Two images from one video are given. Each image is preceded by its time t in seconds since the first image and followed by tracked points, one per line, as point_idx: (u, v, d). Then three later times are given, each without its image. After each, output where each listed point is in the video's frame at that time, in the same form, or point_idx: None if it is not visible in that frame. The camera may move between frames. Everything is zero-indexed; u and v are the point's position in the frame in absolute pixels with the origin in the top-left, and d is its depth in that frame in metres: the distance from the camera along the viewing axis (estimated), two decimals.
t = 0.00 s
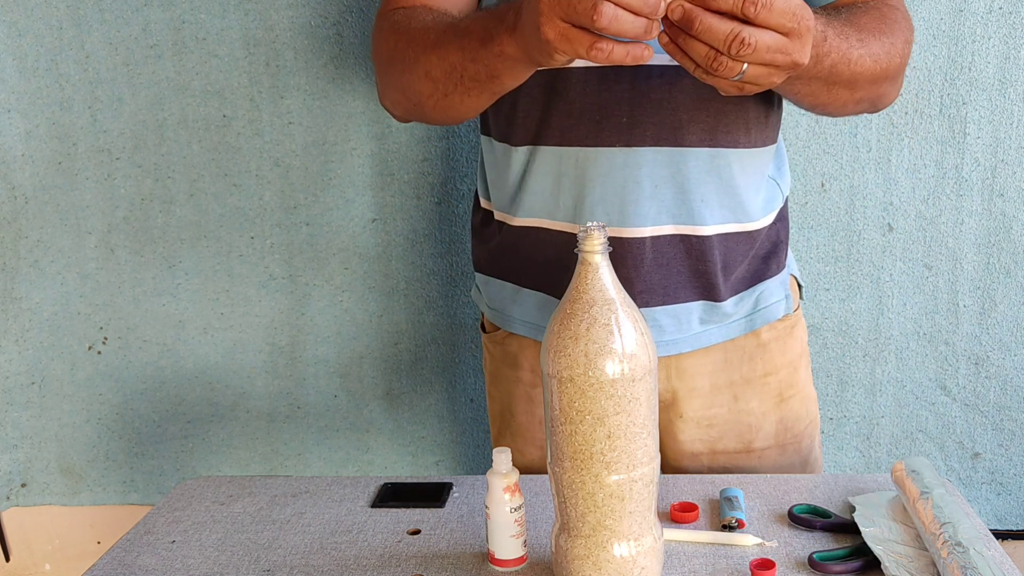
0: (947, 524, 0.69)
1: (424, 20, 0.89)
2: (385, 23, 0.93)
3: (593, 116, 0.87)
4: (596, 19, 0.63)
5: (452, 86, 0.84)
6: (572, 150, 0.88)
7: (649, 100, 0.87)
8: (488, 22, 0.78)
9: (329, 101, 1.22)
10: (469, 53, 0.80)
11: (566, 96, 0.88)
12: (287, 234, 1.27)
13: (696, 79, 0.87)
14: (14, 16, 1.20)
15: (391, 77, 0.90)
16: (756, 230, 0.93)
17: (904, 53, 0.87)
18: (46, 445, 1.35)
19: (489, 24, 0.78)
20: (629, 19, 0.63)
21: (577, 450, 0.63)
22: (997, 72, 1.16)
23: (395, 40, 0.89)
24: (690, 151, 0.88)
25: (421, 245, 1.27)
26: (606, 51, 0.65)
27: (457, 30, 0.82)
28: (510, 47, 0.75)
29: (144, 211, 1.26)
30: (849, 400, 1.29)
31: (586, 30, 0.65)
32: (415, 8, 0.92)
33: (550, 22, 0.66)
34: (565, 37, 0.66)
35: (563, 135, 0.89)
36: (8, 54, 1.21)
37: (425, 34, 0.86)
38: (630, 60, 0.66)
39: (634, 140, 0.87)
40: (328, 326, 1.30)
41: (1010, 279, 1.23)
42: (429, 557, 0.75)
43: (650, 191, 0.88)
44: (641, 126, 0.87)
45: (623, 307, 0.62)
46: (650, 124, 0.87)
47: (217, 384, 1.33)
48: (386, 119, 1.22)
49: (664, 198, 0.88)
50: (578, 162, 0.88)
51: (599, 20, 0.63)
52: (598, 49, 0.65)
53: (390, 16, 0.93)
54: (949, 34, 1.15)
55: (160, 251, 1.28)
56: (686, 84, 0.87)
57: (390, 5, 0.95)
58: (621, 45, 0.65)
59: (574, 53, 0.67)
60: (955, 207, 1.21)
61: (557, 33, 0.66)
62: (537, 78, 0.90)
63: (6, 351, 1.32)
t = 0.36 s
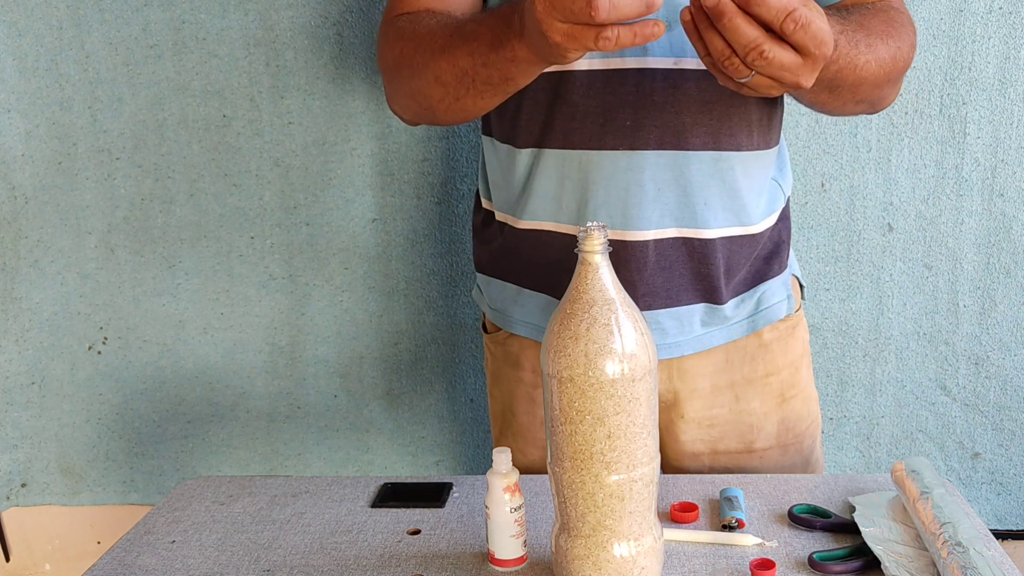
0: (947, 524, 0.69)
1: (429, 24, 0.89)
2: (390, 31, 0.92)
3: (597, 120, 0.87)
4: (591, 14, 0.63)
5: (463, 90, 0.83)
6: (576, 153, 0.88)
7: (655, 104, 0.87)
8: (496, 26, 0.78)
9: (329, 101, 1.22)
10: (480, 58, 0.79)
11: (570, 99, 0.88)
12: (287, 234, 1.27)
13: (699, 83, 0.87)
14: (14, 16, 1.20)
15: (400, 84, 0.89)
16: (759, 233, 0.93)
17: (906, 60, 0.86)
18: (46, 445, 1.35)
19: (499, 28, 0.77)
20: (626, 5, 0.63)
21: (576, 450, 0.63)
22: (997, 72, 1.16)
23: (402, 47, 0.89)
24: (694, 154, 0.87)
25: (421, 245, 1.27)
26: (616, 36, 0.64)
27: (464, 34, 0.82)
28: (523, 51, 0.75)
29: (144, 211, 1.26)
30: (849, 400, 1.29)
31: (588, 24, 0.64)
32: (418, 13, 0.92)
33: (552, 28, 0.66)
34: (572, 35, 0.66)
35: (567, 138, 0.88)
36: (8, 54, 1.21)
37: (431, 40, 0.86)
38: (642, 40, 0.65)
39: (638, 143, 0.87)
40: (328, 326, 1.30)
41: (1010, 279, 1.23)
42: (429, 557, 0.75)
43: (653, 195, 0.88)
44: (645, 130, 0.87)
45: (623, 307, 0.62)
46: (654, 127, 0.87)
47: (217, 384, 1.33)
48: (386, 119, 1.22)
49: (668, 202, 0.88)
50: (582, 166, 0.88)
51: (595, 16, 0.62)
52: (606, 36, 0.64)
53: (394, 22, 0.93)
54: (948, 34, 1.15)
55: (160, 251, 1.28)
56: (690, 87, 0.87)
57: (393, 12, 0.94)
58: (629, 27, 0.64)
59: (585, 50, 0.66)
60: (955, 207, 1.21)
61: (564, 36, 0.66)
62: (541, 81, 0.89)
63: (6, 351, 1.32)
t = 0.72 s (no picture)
0: (947, 524, 0.69)
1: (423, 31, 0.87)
2: (385, 35, 0.91)
3: (593, 125, 0.87)
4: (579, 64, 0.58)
5: (452, 101, 0.82)
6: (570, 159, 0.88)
7: (651, 109, 0.86)
8: (478, 41, 0.76)
9: (329, 101, 1.22)
10: (467, 75, 0.78)
11: (566, 104, 0.87)
12: (287, 234, 1.27)
13: (695, 89, 0.86)
14: (14, 16, 1.20)
15: (395, 90, 0.89)
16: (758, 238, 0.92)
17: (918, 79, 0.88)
18: (46, 445, 1.35)
19: (481, 44, 0.75)
20: (609, 51, 0.59)
21: (577, 450, 0.63)
22: (997, 72, 1.16)
23: (393, 53, 0.87)
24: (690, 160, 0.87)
25: (421, 245, 1.27)
26: (602, 81, 0.60)
27: (451, 47, 0.80)
28: (506, 74, 0.73)
29: (144, 211, 1.26)
30: (849, 400, 1.29)
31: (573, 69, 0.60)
32: (414, 19, 0.90)
33: (539, 74, 0.62)
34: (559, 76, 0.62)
35: (563, 143, 0.88)
36: (8, 54, 1.21)
37: (421, 50, 0.84)
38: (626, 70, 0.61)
39: (634, 149, 0.87)
40: (328, 326, 1.30)
41: (1010, 279, 1.23)
42: (429, 557, 0.75)
43: (649, 201, 0.88)
44: (641, 136, 0.87)
45: (623, 307, 0.62)
46: (650, 133, 0.87)
47: (217, 384, 1.33)
48: (386, 119, 1.22)
49: (665, 208, 0.88)
50: (578, 173, 0.88)
51: (582, 65, 0.58)
52: (595, 83, 0.60)
53: (390, 27, 0.91)
54: (949, 34, 1.15)
55: (160, 251, 1.28)
56: (686, 94, 0.86)
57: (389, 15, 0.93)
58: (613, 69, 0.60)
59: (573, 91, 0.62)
60: (955, 207, 1.21)
61: (551, 81, 0.62)
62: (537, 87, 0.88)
63: (6, 351, 1.32)
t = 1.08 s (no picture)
0: (947, 524, 0.69)
1: (456, 43, 0.87)
2: (409, 43, 0.89)
3: (601, 128, 0.87)
4: (642, 72, 0.65)
5: (490, 111, 0.82)
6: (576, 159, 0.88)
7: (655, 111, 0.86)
8: (540, 55, 0.78)
9: (329, 101, 1.22)
10: (515, 84, 0.79)
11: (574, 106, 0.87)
12: (287, 234, 1.27)
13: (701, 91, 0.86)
14: (14, 16, 1.20)
15: (421, 96, 0.88)
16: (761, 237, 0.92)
17: (895, 75, 0.88)
18: (46, 445, 1.35)
19: (544, 59, 0.78)
20: (672, 76, 0.66)
21: (576, 450, 0.63)
22: (997, 72, 1.16)
23: (427, 61, 0.87)
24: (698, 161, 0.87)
25: (421, 245, 1.27)
26: (646, 101, 0.67)
27: (503, 58, 0.81)
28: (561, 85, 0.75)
29: (144, 211, 1.26)
30: (849, 400, 1.29)
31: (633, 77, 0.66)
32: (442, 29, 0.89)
33: (595, 66, 0.67)
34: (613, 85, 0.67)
35: (572, 143, 0.88)
36: (8, 54, 1.21)
37: (462, 59, 0.84)
38: (669, 110, 0.69)
39: (641, 150, 0.87)
40: (328, 326, 1.30)
41: (1010, 279, 1.23)
42: (429, 557, 0.75)
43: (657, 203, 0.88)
44: (648, 138, 0.87)
45: (623, 307, 0.62)
46: (657, 134, 0.86)
47: (217, 384, 1.33)
48: (386, 119, 1.22)
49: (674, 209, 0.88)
50: (586, 174, 0.88)
51: (646, 71, 0.64)
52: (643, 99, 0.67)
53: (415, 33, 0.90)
54: (949, 34, 1.15)
55: (160, 251, 1.28)
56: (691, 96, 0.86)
57: (405, 22, 0.92)
58: (661, 95, 0.67)
59: (616, 97, 0.68)
60: (955, 207, 1.21)
61: (603, 78, 0.67)
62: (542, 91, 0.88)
63: (6, 351, 1.32)
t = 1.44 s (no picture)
0: (947, 524, 0.69)
1: (452, 47, 0.86)
2: (409, 49, 0.89)
3: (601, 130, 0.87)
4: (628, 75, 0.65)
5: (487, 117, 0.83)
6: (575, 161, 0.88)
7: (654, 113, 0.86)
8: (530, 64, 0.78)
9: (329, 101, 1.22)
10: (510, 96, 0.79)
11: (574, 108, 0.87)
12: (287, 234, 1.27)
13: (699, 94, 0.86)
14: (14, 16, 1.20)
15: (419, 101, 0.88)
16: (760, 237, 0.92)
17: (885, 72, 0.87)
18: (46, 445, 1.35)
19: (532, 68, 0.77)
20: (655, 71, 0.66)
21: (577, 450, 0.63)
22: (997, 72, 1.16)
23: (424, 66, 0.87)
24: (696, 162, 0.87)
25: (421, 245, 1.27)
26: (646, 97, 0.67)
27: (495, 67, 0.81)
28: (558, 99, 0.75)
29: (144, 211, 1.26)
30: (849, 400, 1.29)
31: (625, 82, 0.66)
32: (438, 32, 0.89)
33: (587, 80, 0.68)
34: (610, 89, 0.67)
35: (571, 145, 0.88)
36: (8, 54, 1.21)
37: (456, 66, 0.84)
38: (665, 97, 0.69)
39: (640, 152, 0.87)
40: (328, 326, 1.30)
41: (1010, 279, 1.23)
42: (429, 557, 0.75)
43: (655, 204, 0.88)
44: (646, 140, 0.87)
45: (623, 307, 0.62)
46: (655, 136, 0.87)
47: (218, 384, 1.33)
48: (386, 119, 1.22)
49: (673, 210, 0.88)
50: (586, 175, 0.88)
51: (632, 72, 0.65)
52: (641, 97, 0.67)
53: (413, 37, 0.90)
54: (949, 34, 1.15)
55: (160, 251, 1.28)
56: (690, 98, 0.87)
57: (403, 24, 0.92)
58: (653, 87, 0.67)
59: (617, 104, 0.68)
60: (955, 207, 1.21)
61: (599, 89, 0.68)
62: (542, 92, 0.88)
63: (6, 351, 1.32)
